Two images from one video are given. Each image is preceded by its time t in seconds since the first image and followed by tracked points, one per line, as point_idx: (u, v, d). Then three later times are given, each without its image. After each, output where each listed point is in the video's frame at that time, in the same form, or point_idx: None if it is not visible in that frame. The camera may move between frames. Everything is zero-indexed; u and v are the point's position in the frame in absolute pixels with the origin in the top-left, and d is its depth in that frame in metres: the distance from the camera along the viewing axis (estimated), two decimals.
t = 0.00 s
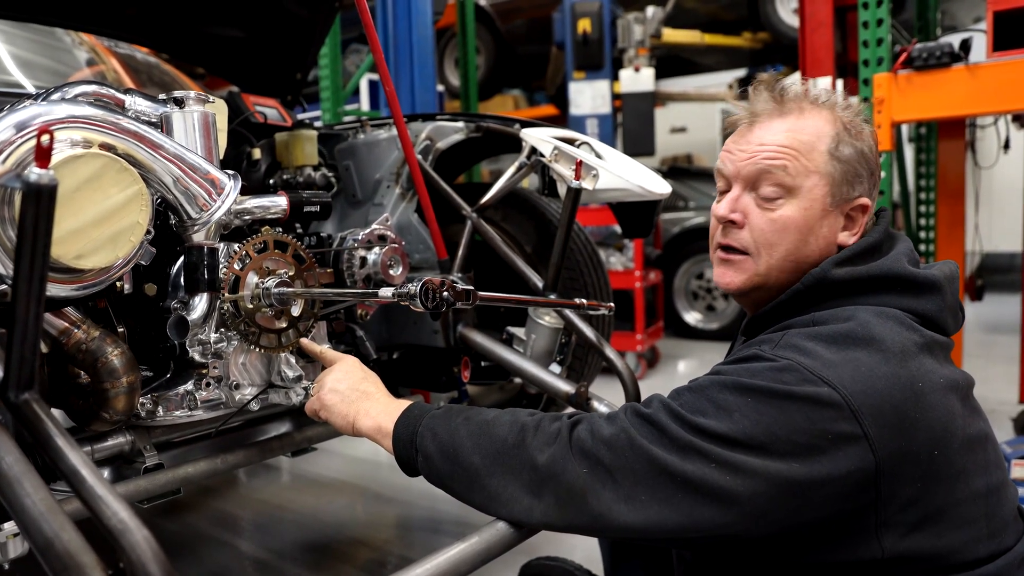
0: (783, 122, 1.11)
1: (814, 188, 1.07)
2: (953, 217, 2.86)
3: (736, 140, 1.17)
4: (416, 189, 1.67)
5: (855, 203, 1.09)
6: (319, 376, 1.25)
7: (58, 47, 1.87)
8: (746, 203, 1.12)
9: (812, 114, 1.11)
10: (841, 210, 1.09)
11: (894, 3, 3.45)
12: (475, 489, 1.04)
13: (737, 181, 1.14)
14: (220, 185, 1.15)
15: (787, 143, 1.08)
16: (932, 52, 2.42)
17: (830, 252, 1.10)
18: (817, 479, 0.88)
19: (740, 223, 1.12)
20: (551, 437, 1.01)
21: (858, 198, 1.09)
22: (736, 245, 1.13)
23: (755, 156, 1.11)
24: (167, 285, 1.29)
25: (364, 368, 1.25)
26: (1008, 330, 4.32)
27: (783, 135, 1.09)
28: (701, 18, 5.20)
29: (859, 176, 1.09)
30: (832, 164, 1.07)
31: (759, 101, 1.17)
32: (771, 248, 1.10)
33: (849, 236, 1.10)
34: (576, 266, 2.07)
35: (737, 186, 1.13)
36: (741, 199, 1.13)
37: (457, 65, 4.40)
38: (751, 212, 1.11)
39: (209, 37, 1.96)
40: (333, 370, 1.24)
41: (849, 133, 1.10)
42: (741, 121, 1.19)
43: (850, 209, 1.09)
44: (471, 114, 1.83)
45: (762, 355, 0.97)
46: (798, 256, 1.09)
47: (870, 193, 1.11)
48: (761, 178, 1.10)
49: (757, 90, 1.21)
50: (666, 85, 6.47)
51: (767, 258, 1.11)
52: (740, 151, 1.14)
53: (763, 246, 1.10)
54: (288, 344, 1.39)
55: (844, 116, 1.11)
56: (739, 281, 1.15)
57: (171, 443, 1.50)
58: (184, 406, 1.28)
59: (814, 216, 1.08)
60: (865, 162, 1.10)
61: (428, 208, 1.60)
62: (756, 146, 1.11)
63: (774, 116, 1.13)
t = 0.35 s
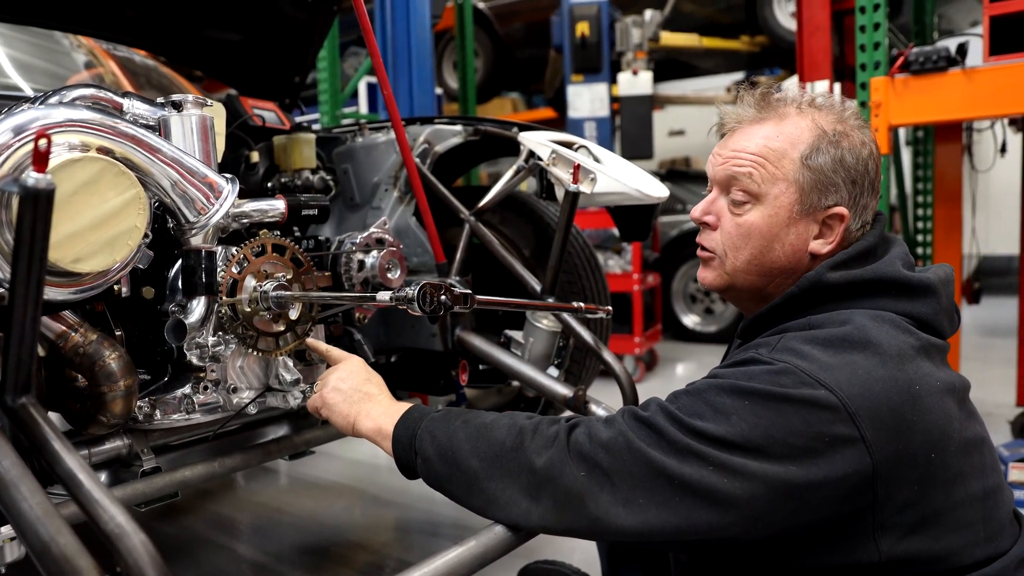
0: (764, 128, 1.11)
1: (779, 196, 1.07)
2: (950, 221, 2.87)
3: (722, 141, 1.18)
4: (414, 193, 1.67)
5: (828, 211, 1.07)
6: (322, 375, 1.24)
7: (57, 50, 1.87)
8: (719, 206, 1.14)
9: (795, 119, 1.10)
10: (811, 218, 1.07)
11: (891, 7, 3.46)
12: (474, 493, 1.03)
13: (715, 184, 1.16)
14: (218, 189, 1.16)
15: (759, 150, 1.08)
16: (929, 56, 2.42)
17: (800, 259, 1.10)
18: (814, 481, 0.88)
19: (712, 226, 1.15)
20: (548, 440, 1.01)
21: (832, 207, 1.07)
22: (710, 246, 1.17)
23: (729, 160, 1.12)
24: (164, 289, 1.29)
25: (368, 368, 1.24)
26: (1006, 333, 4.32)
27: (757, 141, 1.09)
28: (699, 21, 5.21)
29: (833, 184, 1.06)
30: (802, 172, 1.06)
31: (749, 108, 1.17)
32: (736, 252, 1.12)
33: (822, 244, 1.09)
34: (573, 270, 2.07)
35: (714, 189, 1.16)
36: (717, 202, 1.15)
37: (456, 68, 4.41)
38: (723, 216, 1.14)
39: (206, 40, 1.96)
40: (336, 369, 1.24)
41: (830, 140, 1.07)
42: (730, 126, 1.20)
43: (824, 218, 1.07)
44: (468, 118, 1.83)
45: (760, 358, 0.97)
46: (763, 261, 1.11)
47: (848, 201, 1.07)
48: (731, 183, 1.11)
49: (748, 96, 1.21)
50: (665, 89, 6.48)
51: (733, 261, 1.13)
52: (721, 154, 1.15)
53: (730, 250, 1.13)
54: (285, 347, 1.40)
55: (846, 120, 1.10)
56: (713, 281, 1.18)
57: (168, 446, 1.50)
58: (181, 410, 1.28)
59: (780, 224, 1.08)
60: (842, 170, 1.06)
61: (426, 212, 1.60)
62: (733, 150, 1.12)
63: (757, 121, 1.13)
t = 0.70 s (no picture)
0: (770, 132, 1.10)
1: (793, 201, 1.07)
2: (950, 221, 2.87)
3: (725, 145, 1.18)
4: (414, 193, 1.67)
5: (839, 215, 1.08)
6: (322, 374, 1.24)
7: (58, 50, 1.87)
8: (728, 212, 1.14)
9: (802, 122, 1.10)
10: (823, 222, 1.08)
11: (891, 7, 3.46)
12: (473, 492, 1.04)
13: (721, 190, 1.15)
14: (218, 189, 1.16)
15: (769, 155, 1.08)
16: (929, 56, 2.43)
17: (812, 263, 1.11)
18: (814, 483, 0.88)
19: (722, 231, 1.15)
20: (548, 440, 1.02)
21: (843, 211, 1.08)
22: (718, 252, 1.16)
23: (737, 166, 1.11)
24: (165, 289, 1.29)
25: (369, 366, 1.24)
26: (1006, 333, 4.32)
27: (766, 146, 1.09)
28: (699, 21, 5.21)
29: (844, 189, 1.08)
30: (814, 177, 1.07)
31: (750, 111, 1.17)
32: (749, 258, 1.12)
33: (833, 248, 1.10)
34: (573, 270, 2.07)
35: (721, 195, 1.15)
36: (725, 208, 1.14)
37: (456, 68, 4.41)
38: (732, 221, 1.13)
39: (206, 40, 1.96)
40: (336, 368, 1.24)
41: (839, 144, 1.08)
42: (732, 127, 1.19)
43: (834, 221, 1.09)
44: (468, 118, 1.83)
45: (760, 359, 0.97)
46: (776, 266, 1.11)
47: (857, 205, 1.09)
48: (742, 189, 1.11)
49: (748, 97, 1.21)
50: (664, 88, 6.48)
51: (745, 267, 1.13)
52: (726, 159, 1.14)
53: (742, 256, 1.13)
54: (285, 347, 1.40)
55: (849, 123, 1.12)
56: (721, 287, 1.17)
57: (168, 446, 1.51)
58: (182, 410, 1.29)
59: (793, 229, 1.08)
60: (851, 174, 1.08)
61: (426, 212, 1.60)
62: (740, 156, 1.11)
63: (762, 124, 1.13)
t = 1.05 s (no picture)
0: (772, 138, 1.10)
1: (811, 205, 1.08)
2: (951, 220, 2.87)
3: (723, 156, 1.15)
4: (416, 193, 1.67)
5: (849, 212, 1.12)
6: (322, 373, 1.24)
7: (59, 50, 1.87)
8: (744, 224, 1.11)
9: (800, 126, 1.10)
10: (837, 220, 1.11)
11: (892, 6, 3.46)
12: (474, 492, 1.04)
13: (731, 203, 1.12)
14: (220, 189, 1.16)
15: (781, 161, 1.08)
16: (931, 56, 2.43)
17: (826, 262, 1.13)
18: (815, 484, 0.88)
19: (739, 246, 1.11)
20: (549, 440, 1.02)
21: (851, 207, 1.12)
22: (736, 268, 1.12)
23: (750, 177, 1.09)
24: (167, 288, 1.30)
25: (368, 366, 1.24)
26: (1008, 333, 4.32)
27: (775, 153, 1.08)
28: (699, 21, 5.21)
29: (850, 185, 1.11)
30: (827, 178, 1.08)
31: (742, 115, 1.16)
32: (773, 268, 1.10)
33: (843, 244, 1.14)
34: (575, 270, 2.07)
35: (733, 208, 1.12)
36: (738, 220, 1.12)
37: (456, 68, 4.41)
38: (750, 233, 1.11)
39: (207, 40, 1.96)
40: (336, 365, 1.23)
41: (837, 142, 1.11)
42: (726, 135, 1.17)
43: (844, 218, 1.12)
44: (469, 118, 1.83)
45: (761, 360, 0.97)
46: (799, 272, 1.10)
47: (859, 199, 1.13)
48: (758, 200, 1.09)
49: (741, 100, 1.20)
50: (665, 88, 6.48)
51: (768, 278, 1.11)
52: (732, 171, 1.12)
53: (765, 267, 1.10)
54: (288, 346, 1.41)
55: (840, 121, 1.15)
56: (741, 302, 1.14)
57: (170, 446, 1.51)
58: (183, 409, 1.29)
59: (813, 232, 1.09)
60: (854, 170, 1.11)
61: (427, 211, 1.60)
62: (750, 166, 1.10)
63: (764, 130, 1.11)
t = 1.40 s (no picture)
0: (772, 137, 1.10)
1: (811, 204, 1.08)
2: (952, 220, 2.86)
3: (722, 155, 1.15)
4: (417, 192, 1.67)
5: (849, 211, 1.11)
6: (321, 374, 1.24)
7: (59, 49, 1.87)
8: (744, 223, 1.11)
9: (799, 124, 1.10)
10: (837, 220, 1.11)
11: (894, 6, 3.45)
12: (474, 491, 1.04)
13: (731, 202, 1.12)
14: (221, 188, 1.16)
15: (781, 161, 1.07)
16: (932, 55, 2.42)
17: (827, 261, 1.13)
18: (816, 484, 0.88)
19: (740, 244, 1.11)
20: (550, 440, 1.02)
21: (851, 206, 1.12)
22: (737, 266, 1.12)
23: (750, 176, 1.09)
24: (167, 287, 1.30)
25: (368, 366, 1.24)
26: (1009, 333, 4.32)
27: (775, 152, 1.08)
28: (700, 21, 5.21)
29: (850, 185, 1.11)
30: (827, 176, 1.08)
31: (741, 113, 1.16)
32: (773, 267, 1.10)
33: (843, 243, 1.13)
34: (576, 269, 2.07)
35: (733, 207, 1.12)
36: (738, 219, 1.12)
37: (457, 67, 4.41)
38: (750, 232, 1.11)
39: (208, 39, 1.96)
40: (335, 366, 1.24)
41: (837, 141, 1.11)
42: (726, 134, 1.16)
43: (844, 217, 1.12)
44: (471, 117, 1.83)
45: (762, 360, 0.97)
46: (800, 271, 1.10)
47: (859, 198, 1.13)
48: (758, 198, 1.09)
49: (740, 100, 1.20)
50: (666, 88, 6.48)
51: (769, 277, 1.10)
52: (732, 170, 1.12)
53: (765, 266, 1.10)
54: (288, 345, 1.41)
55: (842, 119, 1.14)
56: (742, 301, 1.14)
57: (171, 445, 1.51)
58: (184, 408, 1.29)
59: (813, 232, 1.09)
60: (853, 169, 1.11)
61: (428, 210, 1.59)
62: (750, 165, 1.09)
63: (763, 129, 1.11)
